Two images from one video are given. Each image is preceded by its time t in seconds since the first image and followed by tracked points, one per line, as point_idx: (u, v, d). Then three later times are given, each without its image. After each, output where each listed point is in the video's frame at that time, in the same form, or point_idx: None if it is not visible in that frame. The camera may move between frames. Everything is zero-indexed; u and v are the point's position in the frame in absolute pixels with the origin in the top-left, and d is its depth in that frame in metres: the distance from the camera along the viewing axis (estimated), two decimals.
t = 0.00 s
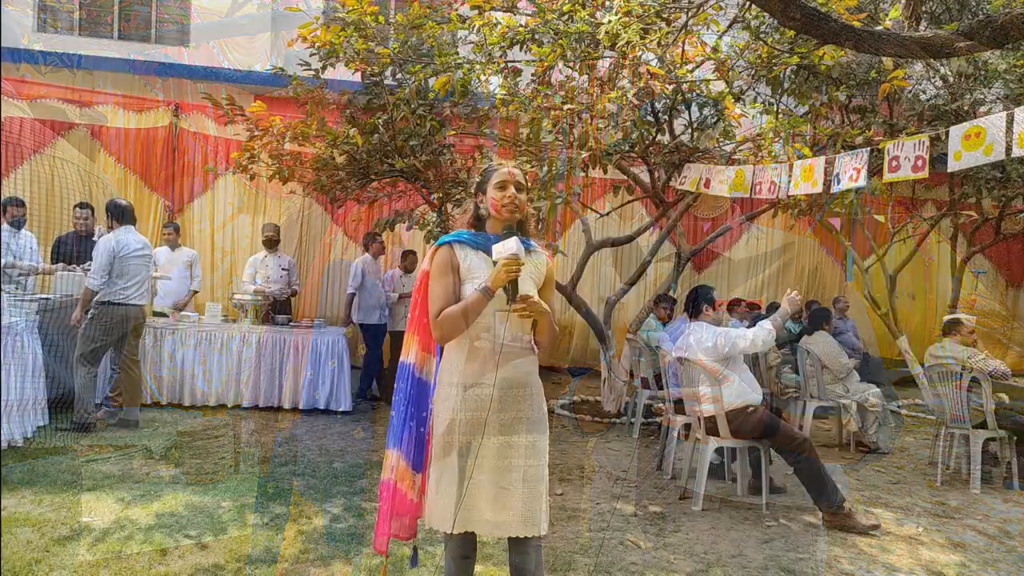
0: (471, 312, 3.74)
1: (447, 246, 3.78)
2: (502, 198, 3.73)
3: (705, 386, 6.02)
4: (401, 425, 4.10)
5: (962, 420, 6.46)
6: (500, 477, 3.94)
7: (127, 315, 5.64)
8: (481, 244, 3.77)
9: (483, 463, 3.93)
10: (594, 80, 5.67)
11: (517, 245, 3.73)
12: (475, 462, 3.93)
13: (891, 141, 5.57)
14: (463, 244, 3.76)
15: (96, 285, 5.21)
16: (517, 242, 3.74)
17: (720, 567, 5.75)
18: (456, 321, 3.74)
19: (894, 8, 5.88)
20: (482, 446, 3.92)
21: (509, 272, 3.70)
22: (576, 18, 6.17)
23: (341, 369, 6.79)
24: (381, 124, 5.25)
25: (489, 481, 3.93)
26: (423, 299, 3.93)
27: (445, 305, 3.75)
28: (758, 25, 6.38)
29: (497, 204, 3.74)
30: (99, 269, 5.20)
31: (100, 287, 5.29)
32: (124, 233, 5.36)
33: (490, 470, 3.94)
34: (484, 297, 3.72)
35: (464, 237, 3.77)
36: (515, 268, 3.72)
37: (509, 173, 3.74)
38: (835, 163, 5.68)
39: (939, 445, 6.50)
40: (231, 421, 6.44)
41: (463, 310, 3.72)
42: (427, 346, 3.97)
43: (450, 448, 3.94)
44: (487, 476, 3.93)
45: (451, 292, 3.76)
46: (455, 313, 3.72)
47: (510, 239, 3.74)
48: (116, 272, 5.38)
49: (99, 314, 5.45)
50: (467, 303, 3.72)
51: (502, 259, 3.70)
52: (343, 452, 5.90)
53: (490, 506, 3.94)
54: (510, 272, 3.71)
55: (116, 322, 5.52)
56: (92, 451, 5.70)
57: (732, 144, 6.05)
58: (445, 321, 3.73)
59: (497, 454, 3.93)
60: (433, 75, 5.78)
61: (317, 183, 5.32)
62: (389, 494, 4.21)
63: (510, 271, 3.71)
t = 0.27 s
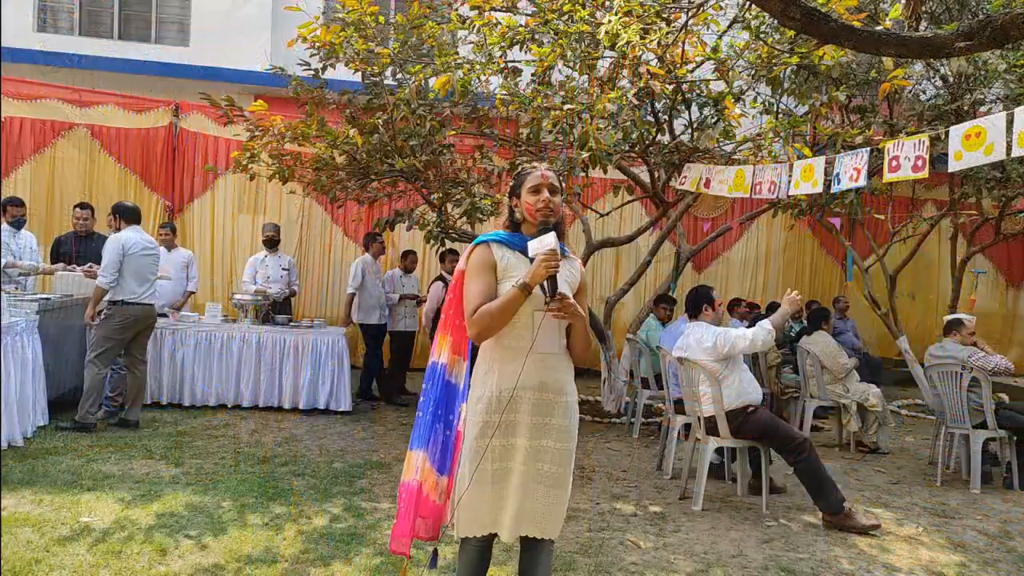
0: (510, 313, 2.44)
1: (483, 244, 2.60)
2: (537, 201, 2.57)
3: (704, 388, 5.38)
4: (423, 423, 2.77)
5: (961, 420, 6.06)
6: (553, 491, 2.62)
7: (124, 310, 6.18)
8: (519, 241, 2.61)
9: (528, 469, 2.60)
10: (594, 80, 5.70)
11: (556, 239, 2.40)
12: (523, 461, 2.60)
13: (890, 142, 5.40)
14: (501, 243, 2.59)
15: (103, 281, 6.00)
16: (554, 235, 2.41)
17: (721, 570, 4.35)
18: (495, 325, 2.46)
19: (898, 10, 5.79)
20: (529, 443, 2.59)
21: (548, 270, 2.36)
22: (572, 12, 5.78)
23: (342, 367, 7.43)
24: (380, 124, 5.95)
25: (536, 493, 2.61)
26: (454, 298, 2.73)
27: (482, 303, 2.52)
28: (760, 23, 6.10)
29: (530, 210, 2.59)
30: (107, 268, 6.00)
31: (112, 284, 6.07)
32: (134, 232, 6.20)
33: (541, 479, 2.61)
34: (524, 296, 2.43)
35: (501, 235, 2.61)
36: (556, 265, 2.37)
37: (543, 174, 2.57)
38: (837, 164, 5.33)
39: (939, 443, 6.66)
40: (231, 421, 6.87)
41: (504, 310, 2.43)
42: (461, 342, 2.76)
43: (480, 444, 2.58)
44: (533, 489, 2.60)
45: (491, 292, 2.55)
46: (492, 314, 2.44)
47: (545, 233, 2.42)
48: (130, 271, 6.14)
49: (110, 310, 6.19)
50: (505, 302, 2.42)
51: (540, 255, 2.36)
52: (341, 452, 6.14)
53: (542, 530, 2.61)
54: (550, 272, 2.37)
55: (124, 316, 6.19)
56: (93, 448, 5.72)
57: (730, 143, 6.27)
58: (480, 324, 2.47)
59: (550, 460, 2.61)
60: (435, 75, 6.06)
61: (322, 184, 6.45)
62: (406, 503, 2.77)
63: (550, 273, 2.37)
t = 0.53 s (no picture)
0: (536, 311, 2.40)
1: (514, 242, 2.56)
2: (569, 203, 2.54)
3: (704, 388, 5.38)
4: (456, 426, 2.74)
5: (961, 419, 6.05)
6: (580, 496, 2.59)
7: (129, 310, 6.16)
8: (549, 241, 2.58)
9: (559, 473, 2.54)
10: (594, 80, 5.69)
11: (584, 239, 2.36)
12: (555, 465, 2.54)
13: (890, 142, 5.40)
14: (531, 241, 2.55)
15: (108, 280, 6.00)
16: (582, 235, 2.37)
17: (724, 573, 4.37)
18: (520, 323, 2.42)
19: (899, 8, 5.85)
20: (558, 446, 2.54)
21: (575, 269, 2.33)
22: (572, 12, 5.78)
23: (342, 368, 7.41)
24: (380, 124, 5.95)
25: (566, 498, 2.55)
26: (482, 296, 2.68)
27: (508, 299, 2.47)
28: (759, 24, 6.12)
29: (562, 211, 2.56)
30: (112, 267, 5.99)
31: (116, 283, 6.04)
32: (138, 232, 6.19)
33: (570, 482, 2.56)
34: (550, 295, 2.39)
35: (532, 233, 2.58)
36: (583, 265, 2.34)
37: (576, 175, 2.54)
38: (837, 164, 5.32)
39: (939, 443, 6.67)
40: (231, 421, 6.88)
41: (530, 307, 2.39)
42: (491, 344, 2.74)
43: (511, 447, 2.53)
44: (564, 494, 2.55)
45: (517, 290, 2.50)
46: (516, 311, 2.40)
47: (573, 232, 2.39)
48: (136, 270, 6.12)
49: (115, 310, 6.17)
50: (530, 299, 2.38)
51: (567, 253, 2.33)
52: (341, 452, 6.13)
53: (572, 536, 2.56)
54: (577, 272, 2.34)
55: (129, 315, 6.16)
56: (93, 448, 5.71)
57: (730, 143, 6.23)
58: (503, 321, 2.43)
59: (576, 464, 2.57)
60: (435, 75, 6.07)
61: (321, 183, 6.44)
62: (440, 509, 2.74)
63: (576, 273, 2.34)
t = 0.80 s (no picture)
0: (564, 311, 2.40)
1: (541, 242, 2.56)
2: (596, 203, 2.57)
3: (703, 388, 5.38)
4: (494, 432, 2.67)
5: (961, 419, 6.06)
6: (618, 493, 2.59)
7: (131, 310, 6.16)
8: (576, 242, 2.59)
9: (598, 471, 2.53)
10: (594, 80, 5.69)
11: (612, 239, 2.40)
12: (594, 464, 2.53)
13: (890, 142, 5.40)
14: (557, 242, 2.56)
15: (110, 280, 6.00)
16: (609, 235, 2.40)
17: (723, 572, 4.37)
18: (548, 323, 2.42)
19: (900, 8, 5.84)
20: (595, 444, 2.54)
21: (604, 268, 2.36)
22: (572, 12, 5.78)
23: (342, 368, 7.41)
24: (380, 125, 5.95)
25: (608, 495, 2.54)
26: (506, 298, 2.66)
27: (535, 299, 2.47)
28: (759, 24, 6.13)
29: (587, 211, 2.58)
30: (114, 267, 5.99)
31: (119, 283, 6.04)
32: (139, 233, 6.18)
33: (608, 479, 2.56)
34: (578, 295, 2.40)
35: (559, 233, 2.58)
36: (611, 265, 2.37)
37: (603, 175, 2.57)
38: (837, 164, 5.32)
39: (939, 443, 6.67)
40: (232, 421, 6.88)
41: (558, 307, 2.38)
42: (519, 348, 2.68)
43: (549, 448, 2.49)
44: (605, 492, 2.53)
45: (543, 290, 2.50)
46: (544, 311, 2.39)
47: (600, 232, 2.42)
48: (138, 270, 6.12)
49: (117, 310, 6.18)
50: (559, 299, 2.38)
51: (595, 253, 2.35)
52: (341, 452, 6.13)
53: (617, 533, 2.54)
54: (604, 272, 2.37)
55: (131, 315, 6.16)
56: (93, 448, 5.71)
57: (730, 143, 6.23)
58: (532, 321, 2.42)
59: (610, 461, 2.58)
60: (434, 75, 6.07)
61: (320, 184, 6.45)
62: (490, 518, 2.66)
63: (603, 272, 2.37)
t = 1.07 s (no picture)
0: (622, 322, 2.43)
1: (587, 254, 2.58)
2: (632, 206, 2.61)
3: (704, 388, 5.37)
4: (540, 450, 2.66)
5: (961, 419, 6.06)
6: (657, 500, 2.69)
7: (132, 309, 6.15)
8: (618, 250, 2.63)
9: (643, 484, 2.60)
10: (595, 80, 5.70)
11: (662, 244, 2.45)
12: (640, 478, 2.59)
13: (889, 142, 5.40)
14: (602, 252, 2.58)
15: (113, 279, 5.99)
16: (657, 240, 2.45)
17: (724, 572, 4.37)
18: (608, 336, 2.44)
19: (900, 9, 5.84)
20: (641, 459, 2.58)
21: (662, 274, 2.40)
22: (571, 12, 5.79)
23: (342, 368, 7.41)
24: (380, 125, 5.95)
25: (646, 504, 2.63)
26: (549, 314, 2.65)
27: (591, 313, 2.48)
28: (759, 24, 6.14)
29: (623, 214, 2.61)
30: (118, 267, 5.98)
31: (121, 283, 6.04)
32: (141, 233, 6.14)
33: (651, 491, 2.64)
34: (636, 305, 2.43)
35: (601, 243, 2.60)
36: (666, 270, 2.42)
37: (633, 178, 2.61)
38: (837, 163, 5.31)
39: (939, 443, 6.66)
40: (232, 421, 6.88)
41: (617, 319, 2.41)
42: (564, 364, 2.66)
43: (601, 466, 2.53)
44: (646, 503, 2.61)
45: (596, 303, 2.51)
46: (605, 324, 2.41)
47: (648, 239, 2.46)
48: (141, 270, 6.12)
49: (118, 309, 6.17)
50: (619, 309, 2.40)
51: (650, 260, 2.40)
52: (341, 452, 6.13)
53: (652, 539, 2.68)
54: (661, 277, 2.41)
55: (132, 314, 6.16)
56: (93, 449, 5.71)
57: (730, 144, 6.23)
58: (593, 336, 2.43)
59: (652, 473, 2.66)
60: (434, 75, 6.07)
61: (320, 183, 6.46)
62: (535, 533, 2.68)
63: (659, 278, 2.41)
